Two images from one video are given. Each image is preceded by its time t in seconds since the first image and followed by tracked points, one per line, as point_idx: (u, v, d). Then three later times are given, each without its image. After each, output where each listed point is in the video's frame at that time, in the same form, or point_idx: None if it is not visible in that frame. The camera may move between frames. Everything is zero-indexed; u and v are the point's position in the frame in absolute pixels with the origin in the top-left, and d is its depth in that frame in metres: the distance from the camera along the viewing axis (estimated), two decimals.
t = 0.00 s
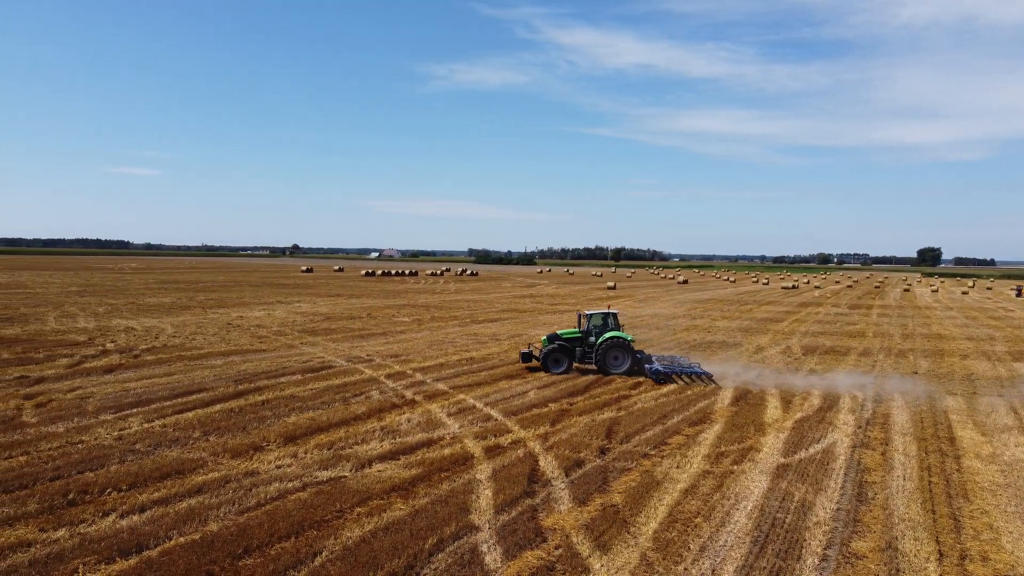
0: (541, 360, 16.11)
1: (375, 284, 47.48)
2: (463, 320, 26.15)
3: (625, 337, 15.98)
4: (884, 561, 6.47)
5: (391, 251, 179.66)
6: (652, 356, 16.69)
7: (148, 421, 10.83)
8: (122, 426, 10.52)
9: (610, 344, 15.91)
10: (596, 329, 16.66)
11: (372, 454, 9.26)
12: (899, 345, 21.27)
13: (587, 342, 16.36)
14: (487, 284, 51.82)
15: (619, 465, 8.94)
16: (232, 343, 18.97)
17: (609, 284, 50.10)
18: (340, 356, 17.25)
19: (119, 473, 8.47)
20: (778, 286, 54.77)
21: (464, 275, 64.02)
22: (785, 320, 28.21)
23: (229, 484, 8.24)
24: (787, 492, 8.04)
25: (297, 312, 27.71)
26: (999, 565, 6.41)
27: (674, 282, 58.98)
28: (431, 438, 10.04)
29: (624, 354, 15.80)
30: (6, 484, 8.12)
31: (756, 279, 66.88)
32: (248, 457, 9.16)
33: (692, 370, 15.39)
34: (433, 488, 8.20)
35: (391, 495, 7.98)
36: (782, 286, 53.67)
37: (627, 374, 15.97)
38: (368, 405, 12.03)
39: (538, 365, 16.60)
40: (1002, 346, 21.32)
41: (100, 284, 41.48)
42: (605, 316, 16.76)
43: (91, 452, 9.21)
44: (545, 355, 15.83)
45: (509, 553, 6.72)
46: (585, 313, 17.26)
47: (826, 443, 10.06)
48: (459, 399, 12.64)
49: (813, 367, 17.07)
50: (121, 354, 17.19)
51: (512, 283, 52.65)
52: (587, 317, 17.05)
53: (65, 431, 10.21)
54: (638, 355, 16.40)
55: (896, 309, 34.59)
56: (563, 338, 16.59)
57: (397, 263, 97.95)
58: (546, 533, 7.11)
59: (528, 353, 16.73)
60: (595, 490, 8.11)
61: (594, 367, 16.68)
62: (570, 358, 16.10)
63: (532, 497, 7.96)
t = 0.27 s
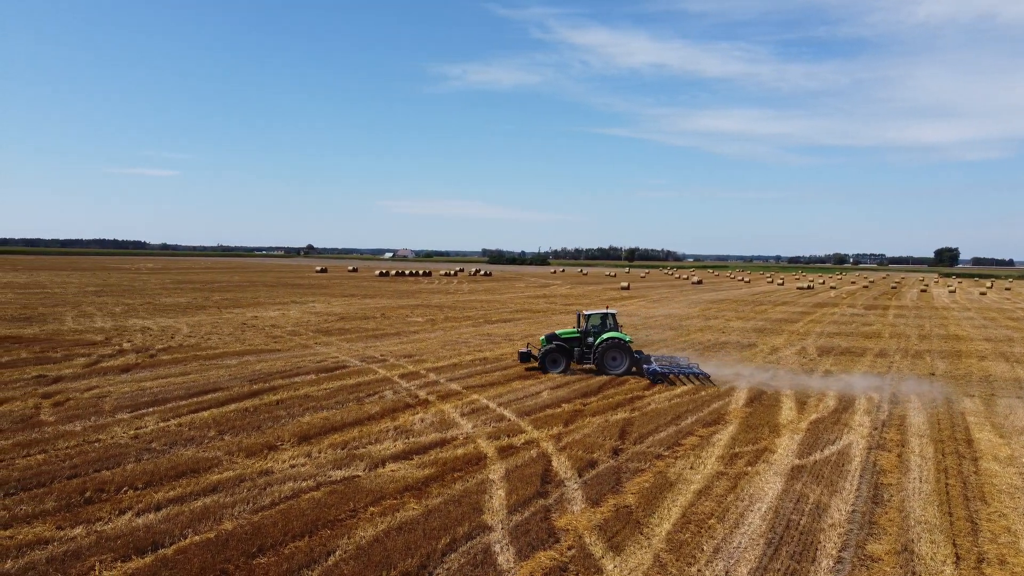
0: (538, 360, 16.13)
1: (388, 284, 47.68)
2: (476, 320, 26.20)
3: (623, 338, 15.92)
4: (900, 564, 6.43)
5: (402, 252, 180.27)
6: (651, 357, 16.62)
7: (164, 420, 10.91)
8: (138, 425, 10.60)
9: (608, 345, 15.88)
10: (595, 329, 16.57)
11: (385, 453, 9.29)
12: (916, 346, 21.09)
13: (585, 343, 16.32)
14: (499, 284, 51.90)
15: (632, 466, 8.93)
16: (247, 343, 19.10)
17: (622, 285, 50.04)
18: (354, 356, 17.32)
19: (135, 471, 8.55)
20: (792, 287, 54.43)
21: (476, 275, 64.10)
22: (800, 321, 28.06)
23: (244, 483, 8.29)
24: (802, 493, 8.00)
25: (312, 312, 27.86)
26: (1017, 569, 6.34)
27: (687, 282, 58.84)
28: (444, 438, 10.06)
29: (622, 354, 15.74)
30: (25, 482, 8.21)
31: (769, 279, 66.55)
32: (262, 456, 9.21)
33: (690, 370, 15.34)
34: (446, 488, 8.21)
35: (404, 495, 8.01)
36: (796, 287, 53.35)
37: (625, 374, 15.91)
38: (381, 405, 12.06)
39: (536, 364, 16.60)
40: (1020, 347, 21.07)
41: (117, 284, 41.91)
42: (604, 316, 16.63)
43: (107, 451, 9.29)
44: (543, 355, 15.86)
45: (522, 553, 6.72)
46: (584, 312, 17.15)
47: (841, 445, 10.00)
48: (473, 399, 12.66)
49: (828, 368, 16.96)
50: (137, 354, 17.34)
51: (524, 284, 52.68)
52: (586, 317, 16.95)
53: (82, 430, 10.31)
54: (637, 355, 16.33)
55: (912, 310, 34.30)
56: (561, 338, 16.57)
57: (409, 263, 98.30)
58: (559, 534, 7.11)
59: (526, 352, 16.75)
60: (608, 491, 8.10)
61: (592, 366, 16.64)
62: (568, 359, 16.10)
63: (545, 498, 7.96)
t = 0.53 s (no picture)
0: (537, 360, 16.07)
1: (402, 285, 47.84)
2: (489, 320, 26.24)
3: (622, 339, 15.94)
4: (916, 566, 6.37)
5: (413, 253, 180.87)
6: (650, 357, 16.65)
7: (180, 419, 10.99)
8: (154, 424, 10.68)
9: (606, 345, 15.88)
10: (594, 329, 16.54)
11: (398, 453, 9.31)
12: (933, 347, 20.88)
13: (584, 343, 16.30)
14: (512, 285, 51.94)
15: (645, 467, 8.90)
16: (262, 343, 19.21)
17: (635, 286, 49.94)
18: (368, 356, 17.39)
19: (151, 470, 8.62)
20: (807, 288, 54.06)
21: (489, 276, 64.18)
22: (816, 321, 27.88)
23: (258, 482, 8.34)
24: (817, 495, 7.94)
25: (326, 312, 28.00)
26: None
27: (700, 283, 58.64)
28: (457, 439, 10.07)
29: (621, 355, 15.79)
30: (42, 480, 8.29)
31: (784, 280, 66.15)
32: (277, 455, 9.26)
33: (688, 371, 15.40)
34: (459, 488, 8.22)
35: (417, 494, 8.02)
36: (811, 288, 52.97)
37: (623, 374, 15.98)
38: (395, 405, 12.10)
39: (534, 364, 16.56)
40: None
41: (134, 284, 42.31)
42: (603, 315, 16.60)
43: (124, 450, 9.37)
44: (541, 355, 15.80)
45: (534, 554, 6.72)
46: (582, 312, 17.10)
47: (857, 446, 9.92)
48: (486, 399, 12.68)
49: (844, 370, 16.83)
50: (154, 353, 17.50)
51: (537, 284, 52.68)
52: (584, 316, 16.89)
53: (99, 429, 10.41)
54: (635, 355, 16.36)
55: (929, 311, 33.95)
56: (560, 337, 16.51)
57: (421, 264, 98.64)
58: (572, 535, 7.10)
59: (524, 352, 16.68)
60: (622, 492, 8.08)
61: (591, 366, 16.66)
62: (567, 359, 16.06)
63: (558, 498, 7.95)
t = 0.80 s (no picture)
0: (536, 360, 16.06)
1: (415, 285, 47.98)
2: (503, 320, 26.26)
3: (620, 338, 15.92)
4: (932, 569, 6.31)
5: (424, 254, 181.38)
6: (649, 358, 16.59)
7: (195, 418, 11.07)
8: (170, 423, 10.77)
9: (604, 344, 15.86)
10: (592, 328, 16.55)
11: (412, 453, 9.33)
12: (951, 348, 20.66)
13: (582, 342, 16.29)
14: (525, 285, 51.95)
15: (659, 468, 8.87)
16: (278, 343, 19.34)
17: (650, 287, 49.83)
18: (382, 356, 17.45)
19: (167, 469, 8.69)
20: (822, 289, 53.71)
21: (501, 276, 64.24)
22: (833, 322, 27.71)
23: (272, 481, 8.38)
24: (832, 497, 7.89)
25: (341, 312, 28.15)
26: None
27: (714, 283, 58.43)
28: (470, 439, 10.09)
29: (618, 354, 15.75)
30: (60, 478, 8.38)
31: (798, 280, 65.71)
32: (291, 454, 9.31)
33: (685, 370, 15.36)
34: (472, 488, 8.23)
35: (431, 494, 8.04)
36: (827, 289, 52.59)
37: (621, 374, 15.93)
38: (408, 405, 12.13)
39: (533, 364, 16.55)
40: None
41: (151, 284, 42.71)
42: (601, 315, 16.61)
43: (140, 448, 9.46)
44: (539, 355, 15.78)
45: (547, 554, 6.71)
46: (580, 312, 17.12)
47: (873, 448, 9.84)
48: (499, 399, 12.69)
49: (860, 371, 16.70)
50: (170, 353, 17.66)
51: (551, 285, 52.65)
52: (583, 317, 16.91)
53: (116, 427, 10.51)
54: (633, 355, 16.32)
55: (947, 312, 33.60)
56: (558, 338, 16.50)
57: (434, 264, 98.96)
58: (585, 536, 7.09)
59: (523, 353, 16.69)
60: (635, 493, 8.06)
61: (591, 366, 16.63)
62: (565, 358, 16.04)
63: (571, 499, 7.94)
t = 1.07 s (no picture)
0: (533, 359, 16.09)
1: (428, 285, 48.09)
2: (516, 321, 26.27)
3: (618, 338, 15.89)
4: (950, 572, 6.26)
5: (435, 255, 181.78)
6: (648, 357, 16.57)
7: (210, 417, 11.15)
8: (185, 422, 10.84)
9: (602, 345, 15.84)
10: (591, 328, 16.52)
11: (425, 453, 9.35)
12: (969, 350, 20.47)
13: (580, 342, 16.28)
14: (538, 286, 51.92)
15: (673, 469, 8.85)
16: (292, 343, 19.44)
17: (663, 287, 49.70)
18: (395, 356, 17.50)
19: (182, 468, 8.76)
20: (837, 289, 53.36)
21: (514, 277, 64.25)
22: (849, 323, 27.54)
23: (286, 481, 8.42)
24: (847, 499, 7.84)
25: (355, 312, 28.28)
26: None
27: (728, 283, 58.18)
28: (483, 439, 10.09)
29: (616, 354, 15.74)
30: (76, 476, 8.46)
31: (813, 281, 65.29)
32: (304, 454, 9.35)
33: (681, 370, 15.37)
34: (486, 488, 8.24)
35: (444, 495, 8.05)
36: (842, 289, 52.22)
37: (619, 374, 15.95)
38: (421, 405, 12.15)
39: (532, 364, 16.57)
40: None
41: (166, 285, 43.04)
42: (599, 315, 16.58)
43: (156, 447, 9.53)
44: (537, 355, 15.80)
45: (561, 555, 6.70)
46: (579, 311, 17.09)
47: (889, 450, 9.77)
48: (512, 399, 12.69)
49: (876, 372, 16.57)
50: (185, 352, 17.79)
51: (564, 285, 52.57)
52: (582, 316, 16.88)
53: (132, 426, 10.59)
54: (632, 355, 16.29)
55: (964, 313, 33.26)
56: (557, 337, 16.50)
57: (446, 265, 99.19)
58: (598, 536, 7.07)
59: (522, 352, 16.71)
60: (648, 494, 8.03)
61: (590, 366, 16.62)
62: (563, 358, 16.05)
63: (584, 500, 7.93)
